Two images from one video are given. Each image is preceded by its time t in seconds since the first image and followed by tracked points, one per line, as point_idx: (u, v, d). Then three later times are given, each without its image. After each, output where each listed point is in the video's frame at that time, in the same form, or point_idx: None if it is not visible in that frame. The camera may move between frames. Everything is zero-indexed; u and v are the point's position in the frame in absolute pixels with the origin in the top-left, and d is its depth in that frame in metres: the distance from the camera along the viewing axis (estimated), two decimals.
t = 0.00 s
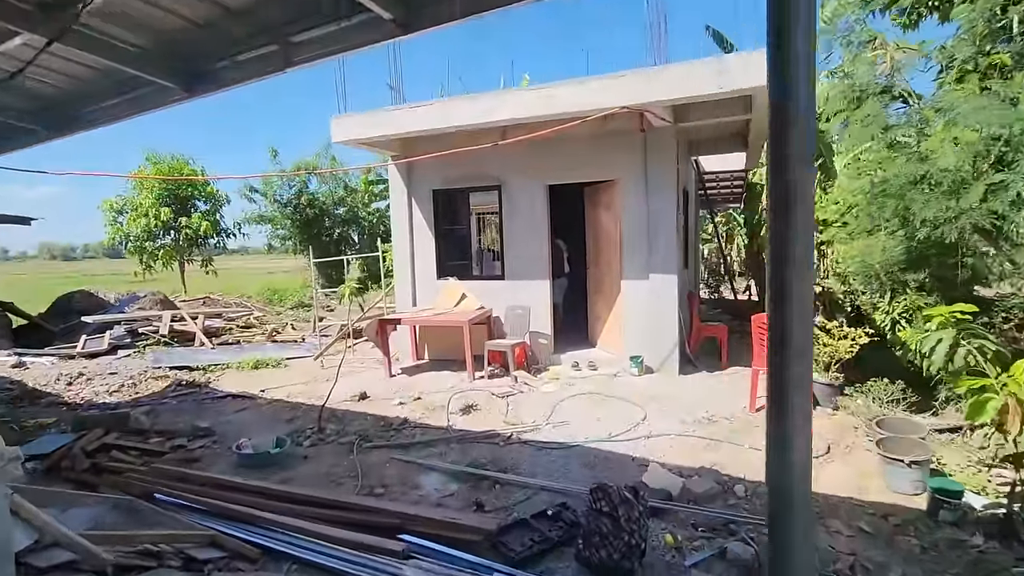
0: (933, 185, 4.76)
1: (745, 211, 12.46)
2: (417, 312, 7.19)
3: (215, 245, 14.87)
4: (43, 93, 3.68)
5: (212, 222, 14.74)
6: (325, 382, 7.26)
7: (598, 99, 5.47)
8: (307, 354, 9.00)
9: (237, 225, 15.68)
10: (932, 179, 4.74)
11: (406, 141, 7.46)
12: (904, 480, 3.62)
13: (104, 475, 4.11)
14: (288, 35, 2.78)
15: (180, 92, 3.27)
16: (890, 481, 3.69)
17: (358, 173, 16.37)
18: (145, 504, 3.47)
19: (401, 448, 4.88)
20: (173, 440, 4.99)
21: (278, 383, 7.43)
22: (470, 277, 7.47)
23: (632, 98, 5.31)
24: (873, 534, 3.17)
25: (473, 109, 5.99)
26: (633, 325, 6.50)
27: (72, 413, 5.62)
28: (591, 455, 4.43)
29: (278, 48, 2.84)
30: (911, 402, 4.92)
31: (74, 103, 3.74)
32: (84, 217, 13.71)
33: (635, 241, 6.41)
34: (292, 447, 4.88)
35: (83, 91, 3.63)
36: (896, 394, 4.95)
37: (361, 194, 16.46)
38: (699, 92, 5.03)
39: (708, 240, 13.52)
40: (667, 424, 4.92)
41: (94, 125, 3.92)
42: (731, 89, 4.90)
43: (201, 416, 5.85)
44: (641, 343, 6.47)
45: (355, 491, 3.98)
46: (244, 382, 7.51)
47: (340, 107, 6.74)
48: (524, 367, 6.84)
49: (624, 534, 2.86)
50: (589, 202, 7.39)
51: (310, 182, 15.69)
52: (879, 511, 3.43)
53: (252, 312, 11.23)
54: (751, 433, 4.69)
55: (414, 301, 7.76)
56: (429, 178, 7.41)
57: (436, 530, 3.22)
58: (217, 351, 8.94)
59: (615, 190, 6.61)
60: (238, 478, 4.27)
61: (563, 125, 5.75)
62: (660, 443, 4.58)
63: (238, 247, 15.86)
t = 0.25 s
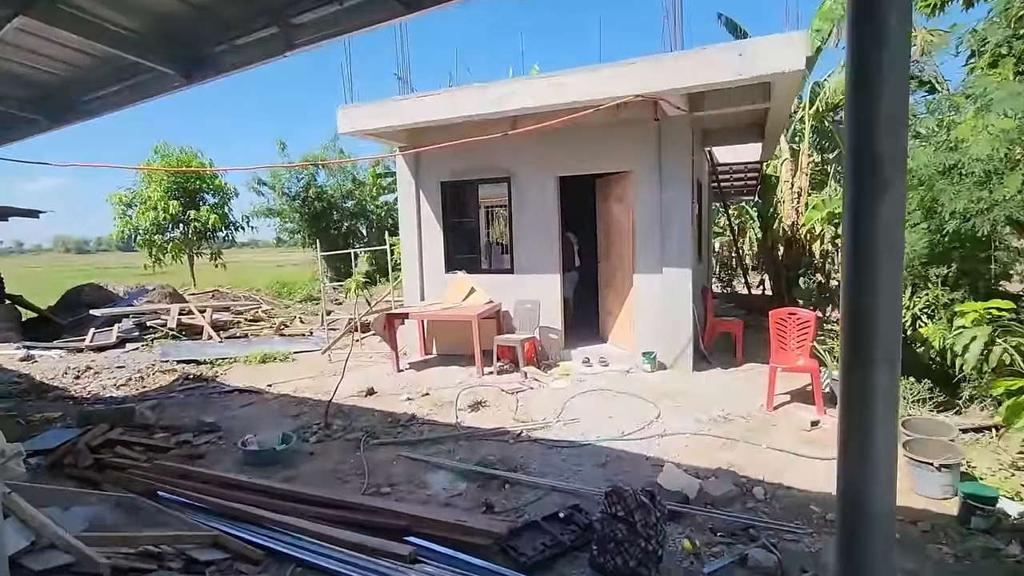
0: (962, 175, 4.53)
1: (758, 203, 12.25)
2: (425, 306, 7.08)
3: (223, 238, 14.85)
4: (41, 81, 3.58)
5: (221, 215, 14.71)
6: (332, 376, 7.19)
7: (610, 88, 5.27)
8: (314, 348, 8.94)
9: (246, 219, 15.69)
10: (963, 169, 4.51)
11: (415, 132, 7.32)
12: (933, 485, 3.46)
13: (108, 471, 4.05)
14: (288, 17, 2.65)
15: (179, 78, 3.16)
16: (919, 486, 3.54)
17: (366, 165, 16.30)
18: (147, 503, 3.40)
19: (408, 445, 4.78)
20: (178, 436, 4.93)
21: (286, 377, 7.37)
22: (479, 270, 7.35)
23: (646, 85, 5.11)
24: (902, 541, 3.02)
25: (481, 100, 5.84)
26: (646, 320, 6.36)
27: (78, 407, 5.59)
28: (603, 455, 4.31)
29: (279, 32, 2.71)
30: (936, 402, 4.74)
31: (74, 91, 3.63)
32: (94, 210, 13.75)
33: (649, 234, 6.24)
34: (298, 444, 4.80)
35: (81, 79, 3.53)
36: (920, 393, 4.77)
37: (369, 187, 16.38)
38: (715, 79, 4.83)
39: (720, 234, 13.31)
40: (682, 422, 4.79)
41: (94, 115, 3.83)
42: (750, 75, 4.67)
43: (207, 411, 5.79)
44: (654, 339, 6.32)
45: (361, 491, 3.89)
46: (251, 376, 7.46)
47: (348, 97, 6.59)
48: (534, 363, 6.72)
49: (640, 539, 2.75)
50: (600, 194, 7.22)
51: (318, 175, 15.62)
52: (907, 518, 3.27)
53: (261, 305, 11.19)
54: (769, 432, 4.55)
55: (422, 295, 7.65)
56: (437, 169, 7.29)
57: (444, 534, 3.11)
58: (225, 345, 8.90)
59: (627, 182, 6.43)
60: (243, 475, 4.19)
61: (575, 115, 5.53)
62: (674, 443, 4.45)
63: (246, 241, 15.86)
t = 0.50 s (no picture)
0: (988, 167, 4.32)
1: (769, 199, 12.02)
2: (426, 302, 6.95)
3: (226, 232, 14.76)
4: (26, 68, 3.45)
5: (223, 209, 14.61)
6: (332, 373, 7.07)
7: (618, 77, 5.10)
8: (315, 344, 8.82)
9: (249, 213, 15.69)
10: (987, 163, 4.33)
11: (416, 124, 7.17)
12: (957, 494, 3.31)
13: (99, 471, 3.94)
14: None
15: (166, 64, 3.02)
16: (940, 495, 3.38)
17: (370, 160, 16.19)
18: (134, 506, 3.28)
19: (408, 446, 4.65)
20: (172, 435, 4.82)
21: (285, 374, 7.26)
22: (481, 266, 7.20)
23: (655, 75, 4.94)
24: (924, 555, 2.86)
25: (484, 90, 5.67)
26: (652, 317, 6.20)
27: (73, 404, 5.50)
28: (607, 458, 4.17)
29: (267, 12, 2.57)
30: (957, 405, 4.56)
31: (62, 82, 3.50)
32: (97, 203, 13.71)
33: (656, 229, 6.08)
34: (294, 443, 4.68)
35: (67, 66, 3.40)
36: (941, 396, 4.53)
37: (373, 181, 16.26)
38: (728, 68, 4.65)
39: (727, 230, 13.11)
40: (690, 423, 4.64)
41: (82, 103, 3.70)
42: (763, 64, 4.50)
43: (203, 409, 5.69)
44: (660, 337, 6.16)
45: (357, 494, 3.76)
46: (251, 373, 7.36)
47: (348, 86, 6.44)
48: (537, 361, 6.58)
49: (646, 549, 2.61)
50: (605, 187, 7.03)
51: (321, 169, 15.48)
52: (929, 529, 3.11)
53: (263, 300, 11.10)
54: (780, 436, 4.39)
55: (424, 290, 7.51)
56: (439, 162, 7.14)
57: (441, 542, 2.97)
58: (225, 341, 8.81)
59: (634, 176, 6.26)
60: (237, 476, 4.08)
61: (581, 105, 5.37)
62: (682, 445, 4.29)
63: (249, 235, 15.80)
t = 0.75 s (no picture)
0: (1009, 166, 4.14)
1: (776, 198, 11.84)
2: (426, 302, 6.82)
3: (228, 229, 14.69)
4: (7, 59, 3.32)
5: (225, 205, 14.52)
6: (330, 373, 6.96)
7: (622, 71, 4.95)
8: (314, 343, 8.72)
9: (251, 210, 15.61)
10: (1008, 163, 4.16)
11: (417, 119, 7.03)
12: (976, 509, 3.18)
13: (85, 475, 3.84)
14: None
15: (149, 54, 2.88)
16: (957, 509, 3.24)
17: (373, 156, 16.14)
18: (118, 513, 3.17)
19: (404, 450, 4.53)
20: (162, 437, 4.71)
21: (282, 373, 7.16)
22: (482, 265, 7.07)
23: (661, 69, 4.78)
24: None
25: (485, 85, 5.53)
26: (656, 318, 6.05)
27: (65, 404, 5.40)
28: (609, 465, 4.03)
29: None
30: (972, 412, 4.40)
31: (44, 74, 3.37)
32: (99, 199, 13.67)
33: (660, 228, 5.93)
34: (287, 447, 4.57)
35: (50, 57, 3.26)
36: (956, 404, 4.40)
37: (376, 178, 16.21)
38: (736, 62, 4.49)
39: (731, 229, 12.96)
40: (695, 429, 4.49)
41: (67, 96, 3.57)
42: (773, 57, 4.33)
43: (197, 410, 5.58)
44: (664, 339, 6.01)
45: (349, 502, 3.64)
46: (248, 372, 7.26)
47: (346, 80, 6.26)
48: (538, 363, 6.44)
49: (648, 568, 2.48)
50: (608, 185, 6.87)
51: (324, 165, 15.39)
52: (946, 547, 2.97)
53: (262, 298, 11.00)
54: (788, 443, 4.24)
55: (423, 289, 7.39)
56: (440, 159, 7.01)
57: (434, 556, 2.85)
58: (223, 339, 8.70)
59: (638, 174, 6.11)
60: (228, 482, 3.96)
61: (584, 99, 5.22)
62: (687, 452, 4.15)
63: (249, 232, 15.72)
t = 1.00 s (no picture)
0: None
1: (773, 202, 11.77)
2: (418, 305, 6.66)
3: (220, 229, 14.48)
4: None
5: (217, 206, 14.31)
6: (318, 377, 6.79)
7: (620, 69, 4.82)
8: (303, 346, 8.55)
9: (243, 210, 15.35)
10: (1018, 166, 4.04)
11: (410, 118, 6.90)
12: (985, 524, 3.05)
13: (55, 486, 3.65)
14: None
15: (123, 44, 2.72)
16: (967, 524, 3.13)
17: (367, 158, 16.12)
18: (86, 528, 3.01)
19: (392, 459, 4.38)
20: (140, 445, 4.53)
21: (269, 377, 6.98)
22: (475, 267, 6.93)
23: (660, 68, 4.66)
24: None
25: (480, 82, 5.39)
26: (652, 323, 5.93)
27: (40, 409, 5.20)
28: (604, 475, 3.89)
29: None
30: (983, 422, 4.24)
31: (12, 66, 3.18)
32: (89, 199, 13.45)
33: (657, 231, 5.81)
34: (270, 455, 4.40)
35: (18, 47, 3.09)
36: (964, 414, 4.24)
37: (370, 180, 16.18)
38: (737, 61, 4.39)
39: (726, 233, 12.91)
40: (692, 437, 4.36)
41: (39, 88, 3.40)
42: (775, 57, 4.23)
43: (179, 415, 5.41)
44: (660, 344, 5.86)
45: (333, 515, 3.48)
46: (234, 376, 7.07)
47: (337, 77, 6.10)
48: (532, 367, 6.28)
49: None
50: (604, 187, 6.76)
51: (318, 166, 15.25)
52: (957, 565, 2.84)
53: (252, 300, 10.83)
54: (789, 453, 4.11)
55: (414, 292, 7.24)
56: (433, 160, 6.88)
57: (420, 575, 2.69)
58: (210, 342, 8.50)
59: (635, 176, 5.99)
60: (206, 492, 3.79)
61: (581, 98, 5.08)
62: (684, 462, 4.01)
63: (241, 234, 15.43)
